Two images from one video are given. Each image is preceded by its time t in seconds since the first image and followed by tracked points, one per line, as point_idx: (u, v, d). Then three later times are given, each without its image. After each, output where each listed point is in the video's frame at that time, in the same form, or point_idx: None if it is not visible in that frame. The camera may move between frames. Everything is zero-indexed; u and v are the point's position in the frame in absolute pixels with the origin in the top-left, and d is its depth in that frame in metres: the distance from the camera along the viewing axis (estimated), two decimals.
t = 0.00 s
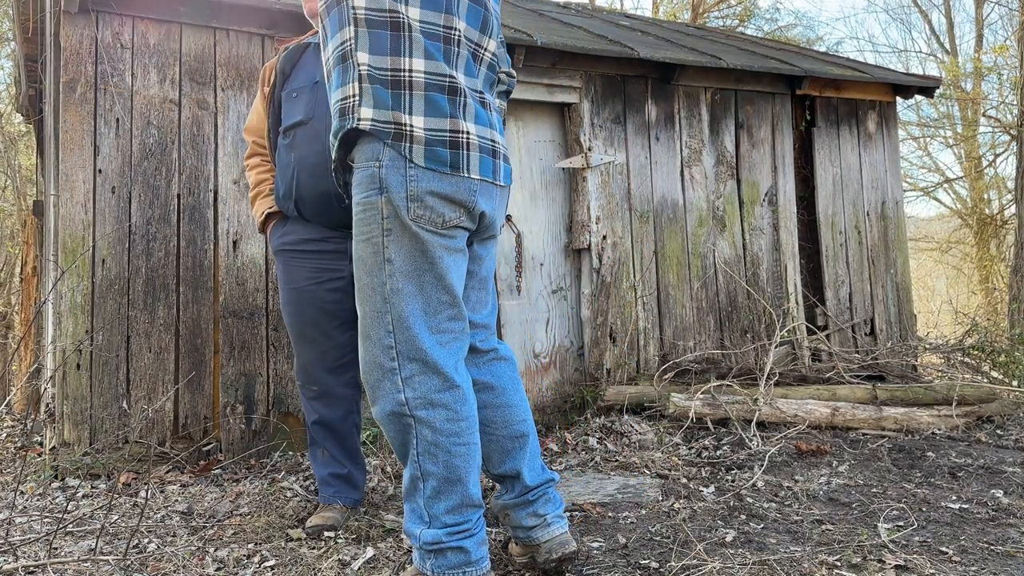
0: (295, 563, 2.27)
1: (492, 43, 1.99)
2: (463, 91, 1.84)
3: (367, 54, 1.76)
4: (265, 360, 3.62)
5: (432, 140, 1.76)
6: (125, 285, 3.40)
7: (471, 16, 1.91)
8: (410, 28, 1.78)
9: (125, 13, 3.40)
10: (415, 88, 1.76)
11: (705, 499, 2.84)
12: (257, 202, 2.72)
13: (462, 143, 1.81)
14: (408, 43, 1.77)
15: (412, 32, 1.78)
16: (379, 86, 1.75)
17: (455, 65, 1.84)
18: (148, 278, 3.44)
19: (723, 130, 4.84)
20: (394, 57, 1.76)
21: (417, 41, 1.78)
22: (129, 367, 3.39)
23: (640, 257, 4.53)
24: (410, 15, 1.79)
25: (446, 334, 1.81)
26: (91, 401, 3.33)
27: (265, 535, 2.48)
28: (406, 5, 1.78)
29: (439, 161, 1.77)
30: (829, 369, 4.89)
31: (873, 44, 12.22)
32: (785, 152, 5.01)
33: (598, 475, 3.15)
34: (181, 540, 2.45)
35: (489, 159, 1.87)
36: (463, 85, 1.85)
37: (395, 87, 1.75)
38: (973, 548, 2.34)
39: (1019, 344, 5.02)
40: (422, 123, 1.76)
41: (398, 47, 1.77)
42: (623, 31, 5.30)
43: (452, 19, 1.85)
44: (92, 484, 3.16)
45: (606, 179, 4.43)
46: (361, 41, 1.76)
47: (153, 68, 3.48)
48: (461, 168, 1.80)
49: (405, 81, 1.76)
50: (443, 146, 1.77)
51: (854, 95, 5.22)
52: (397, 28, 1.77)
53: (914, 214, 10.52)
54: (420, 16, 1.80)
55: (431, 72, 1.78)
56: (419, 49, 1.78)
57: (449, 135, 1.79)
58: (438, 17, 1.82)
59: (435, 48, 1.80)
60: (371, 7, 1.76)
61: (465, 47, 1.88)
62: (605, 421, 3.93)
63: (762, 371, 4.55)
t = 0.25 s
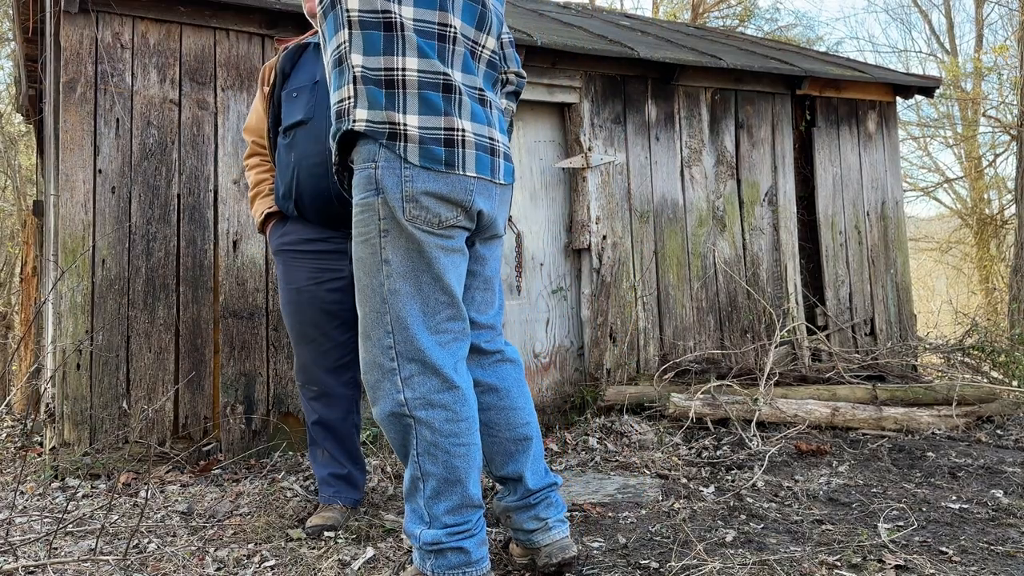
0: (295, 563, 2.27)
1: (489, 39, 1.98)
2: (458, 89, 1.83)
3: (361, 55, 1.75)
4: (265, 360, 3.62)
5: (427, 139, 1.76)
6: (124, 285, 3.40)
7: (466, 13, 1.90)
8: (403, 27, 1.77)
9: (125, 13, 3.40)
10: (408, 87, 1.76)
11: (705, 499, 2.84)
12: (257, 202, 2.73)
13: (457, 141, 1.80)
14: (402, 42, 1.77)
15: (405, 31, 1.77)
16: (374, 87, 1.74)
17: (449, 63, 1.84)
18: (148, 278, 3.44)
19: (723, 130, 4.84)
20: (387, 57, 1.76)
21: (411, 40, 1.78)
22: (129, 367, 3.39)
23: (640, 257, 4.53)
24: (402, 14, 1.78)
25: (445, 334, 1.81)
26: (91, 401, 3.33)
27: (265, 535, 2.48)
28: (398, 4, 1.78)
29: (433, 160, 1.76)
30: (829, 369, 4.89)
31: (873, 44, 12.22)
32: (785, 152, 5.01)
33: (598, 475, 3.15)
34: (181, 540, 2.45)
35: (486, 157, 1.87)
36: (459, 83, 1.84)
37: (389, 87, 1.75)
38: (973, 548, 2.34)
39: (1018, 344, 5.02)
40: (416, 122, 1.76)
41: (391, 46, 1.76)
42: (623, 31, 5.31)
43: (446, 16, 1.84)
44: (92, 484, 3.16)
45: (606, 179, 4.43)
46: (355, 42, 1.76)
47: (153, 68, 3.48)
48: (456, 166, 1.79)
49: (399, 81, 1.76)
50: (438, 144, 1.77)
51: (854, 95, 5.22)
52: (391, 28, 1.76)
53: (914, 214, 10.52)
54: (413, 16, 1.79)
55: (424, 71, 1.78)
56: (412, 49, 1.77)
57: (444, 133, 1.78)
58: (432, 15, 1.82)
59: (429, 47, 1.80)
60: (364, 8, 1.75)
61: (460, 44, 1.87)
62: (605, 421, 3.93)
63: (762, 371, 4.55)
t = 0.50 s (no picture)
0: (295, 563, 2.27)
1: (488, 35, 1.98)
2: (458, 86, 1.83)
3: (361, 54, 1.75)
4: (265, 360, 3.62)
5: (428, 137, 1.76)
6: (125, 285, 3.40)
7: (464, 10, 1.90)
8: (400, 26, 1.77)
9: (125, 13, 3.40)
10: (408, 85, 1.76)
11: (705, 499, 2.84)
12: (258, 202, 2.73)
13: (458, 139, 1.80)
14: (401, 41, 1.77)
15: (403, 30, 1.77)
16: (374, 86, 1.74)
17: (448, 60, 1.84)
18: (149, 278, 3.44)
19: (723, 130, 4.84)
20: (386, 55, 1.76)
21: (409, 39, 1.77)
22: (129, 367, 3.39)
23: (640, 257, 4.53)
24: (399, 13, 1.78)
25: (445, 333, 1.81)
26: (91, 401, 3.33)
27: (265, 535, 2.48)
28: (395, 4, 1.78)
29: (434, 157, 1.76)
30: (829, 369, 4.89)
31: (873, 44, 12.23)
32: (785, 152, 5.01)
33: (598, 475, 3.15)
34: (181, 540, 2.45)
35: (488, 154, 1.86)
36: (459, 80, 1.84)
37: (389, 85, 1.75)
38: (973, 548, 2.34)
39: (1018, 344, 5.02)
40: (416, 120, 1.76)
41: (390, 45, 1.76)
42: (623, 31, 5.31)
43: (443, 13, 1.84)
44: (92, 484, 3.16)
45: (607, 179, 4.43)
46: (354, 43, 1.76)
47: (153, 68, 3.48)
48: (457, 163, 1.79)
49: (398, 79, 1.75)
50: (438, 142, 1.77)
51: (854, 95, 5.22)
52: (388, 27, 1.76)
53: (914, 214, 10.52)
54: (410, 15, 1.80)
55: (424, 69, 1.77)
56: (411, 47, 1.77)
57: (444, 130, 1.78)
58: (429, 13, 1.82)
59: (427, 45, 1.80)
60: (362, 8, 1.76)
61: (459, 41, 1.87)
62: (605, 420, 3.93)
63: (762, 371, 4.55)
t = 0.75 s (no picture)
0: (295, 563, 2.27)
1: (487, 36, 1.97)
2: (455, 87, 1.82)
3: (358, 57, 1.75)
4: (265, 360, 3.62)
5: (424, 139, 1.76)
6: (125, 285, 3.39)
7: (462, 11, 1.90)
8: (398, 28, 1.77)
9: (125, 13, 3.40)
10: (404, 87, 1.76)
11: (705, 499, 2.84)
12: (259, 202, 2.73)
13: (454, 140, 1.79)
14: (398, 43, 1.76)
15: (401, 32, 1.77)
16: (370, 88, 1.75)
17: (446, 62, 1.83)
18: (149, 278, 3.44)
19: (723, 130, 4.84)
20: (383, 58, 1.76)
21: (406, 41, 1.77)
22: (129, 367, 3.39)
23: (640, 257, 4.53)
24: (397, 16, 1.78)
25: (443, 333, 1.81)
26: (91, 401, 3.33)
27: (265, 535, 2.48)
28: (393, 6, 1.78)
29: (429, 159, 1.76)
30: (829, 369, 4.89)
31: (873, 44, 12.24)
32: (785, 152, 5.01)
33: (598, 475, 3.15)
34: (181, 540, 2.45)
35: (485, 155, 1.86)
36: (456, 81, 1.84)
37: (386, 88, 1.75)
38: (973, 548, 2.34)
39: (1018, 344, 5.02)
40: (412, 122, 1.76)
41: (387, 48, 1.76)
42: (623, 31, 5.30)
43: (441, 15, 1.84)
44: (92, 484, 3.16)
45: (606, 179, 4.43)
46: (352, 45, 1.76)
47: (153, 68, 3.48)
48: (453, 164, 1.78)
49: (395, 81, 1.75)
50: (434, 143, 1.77)
51: (854, 95, 5.22)
52: (386, 29, 1.76)
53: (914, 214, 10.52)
54: (408, 16, 1.79)
55: (420, 70, 1.77)
56: (408, 49, 1.77)
57: (440, 131, 1.78)
58: (427, 14, 1.82)
59: (424, 47, 1.80)
60: (360, 10, 1.75)
61: (457, 42, 1.86)
62: (605, 420, 3.93)
63: (762, 371, 4.55)
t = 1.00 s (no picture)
0: (295, 563, 2.27)
1: (490, 37, 1.98)
2: (457, 88, 1.82)
3: (359, 57, 1.75)
4: (265, 360, 3.62)
5: (425, 139, 1.76)
6: (125, 285, 3.39)
7: (465, 12, 1.90)
8: (400, 29, 1.77)
9: (125, 13, 3.40)
10: (406, 88, 1.76)
11: (705, 499, 2.84)
12: (260, 202, 2.73)
13: (455, 141, 1.79)
14: (400, 44, 1.77)
15: (403, 33, 1.77)
16: (372, 89, 1.75)
17: (448, 62, 1.83)
18: (149, 278, 3.44)
19: (723, 130, 4.84)
20: (385, 58, 1.76)
21: (408, 42, 1.77)
22: (129, 367, 3.39)
23: (640, 257, 4.53)
24: (399, 16, 1.78)
25: (445, 334, 1.81)
26: (91, 401, 3.33)
27: (265, 535, 2.48)
28: (395, 7, 1.78)
29: (431, 160, 1.76)
30: (829, 369, 4.89)
31: (873, 44, 12.24)
32: (785, 152, 5.01)
33: (598, 475, 3.15)
34: (181, 540, 2.45)
35: (487, 156, 1.86)
36: (458, 82, 1.84)
37: (387, 88, 1.75)
38: (973, 548, 2.34)
39: (1018, 344, 5.02)
40: (414, 123, 1.76)
41: (389, 49, 1.76)
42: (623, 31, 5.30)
43: (444, 15, 1.83)
44: (92, 484, 3.16)
45: (606, 179, 4.43)
46: (353, 46, 1.76)
47: (153, 68, 3.48)
48: (454, 165, 1.79)
49: (397, 82, 1.76)
50: (435, 144, 1.77)
51: (854, 95, 5.22)
52: (388, 30, 1.76)
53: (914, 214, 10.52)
54: (410, 17, 1.79)
55: (422, 71, 1.77)
56: (409, 50, 1.77)
57: (442, 132, 1.78)
58: (429, 15, 1.82)
59: (426, 48, 1.80)
60: (362, 11, 1.76)
61: (459, 43, 1.87)
62: (605, 420, 3.93)
63: (762, 371, 4.55)
